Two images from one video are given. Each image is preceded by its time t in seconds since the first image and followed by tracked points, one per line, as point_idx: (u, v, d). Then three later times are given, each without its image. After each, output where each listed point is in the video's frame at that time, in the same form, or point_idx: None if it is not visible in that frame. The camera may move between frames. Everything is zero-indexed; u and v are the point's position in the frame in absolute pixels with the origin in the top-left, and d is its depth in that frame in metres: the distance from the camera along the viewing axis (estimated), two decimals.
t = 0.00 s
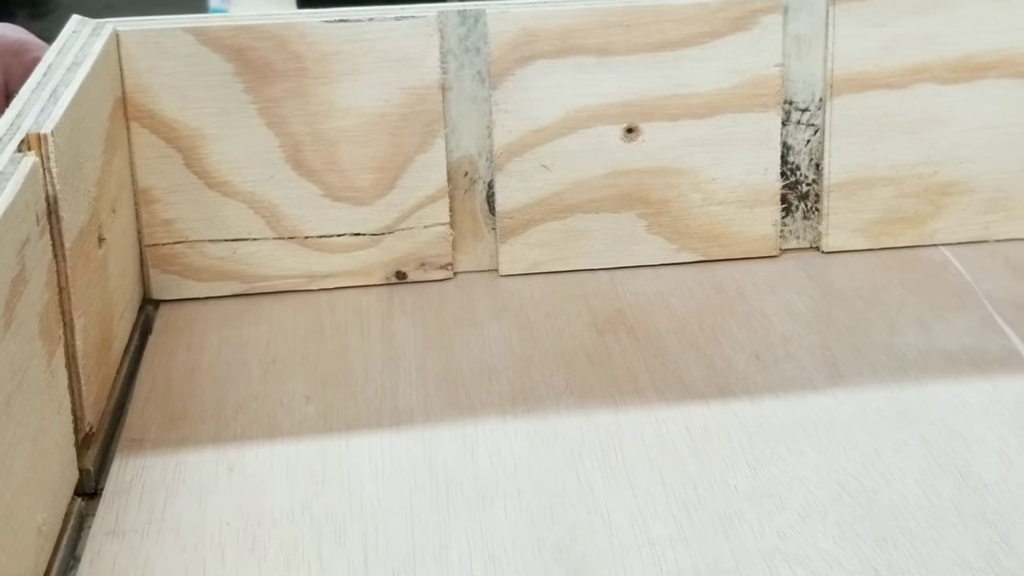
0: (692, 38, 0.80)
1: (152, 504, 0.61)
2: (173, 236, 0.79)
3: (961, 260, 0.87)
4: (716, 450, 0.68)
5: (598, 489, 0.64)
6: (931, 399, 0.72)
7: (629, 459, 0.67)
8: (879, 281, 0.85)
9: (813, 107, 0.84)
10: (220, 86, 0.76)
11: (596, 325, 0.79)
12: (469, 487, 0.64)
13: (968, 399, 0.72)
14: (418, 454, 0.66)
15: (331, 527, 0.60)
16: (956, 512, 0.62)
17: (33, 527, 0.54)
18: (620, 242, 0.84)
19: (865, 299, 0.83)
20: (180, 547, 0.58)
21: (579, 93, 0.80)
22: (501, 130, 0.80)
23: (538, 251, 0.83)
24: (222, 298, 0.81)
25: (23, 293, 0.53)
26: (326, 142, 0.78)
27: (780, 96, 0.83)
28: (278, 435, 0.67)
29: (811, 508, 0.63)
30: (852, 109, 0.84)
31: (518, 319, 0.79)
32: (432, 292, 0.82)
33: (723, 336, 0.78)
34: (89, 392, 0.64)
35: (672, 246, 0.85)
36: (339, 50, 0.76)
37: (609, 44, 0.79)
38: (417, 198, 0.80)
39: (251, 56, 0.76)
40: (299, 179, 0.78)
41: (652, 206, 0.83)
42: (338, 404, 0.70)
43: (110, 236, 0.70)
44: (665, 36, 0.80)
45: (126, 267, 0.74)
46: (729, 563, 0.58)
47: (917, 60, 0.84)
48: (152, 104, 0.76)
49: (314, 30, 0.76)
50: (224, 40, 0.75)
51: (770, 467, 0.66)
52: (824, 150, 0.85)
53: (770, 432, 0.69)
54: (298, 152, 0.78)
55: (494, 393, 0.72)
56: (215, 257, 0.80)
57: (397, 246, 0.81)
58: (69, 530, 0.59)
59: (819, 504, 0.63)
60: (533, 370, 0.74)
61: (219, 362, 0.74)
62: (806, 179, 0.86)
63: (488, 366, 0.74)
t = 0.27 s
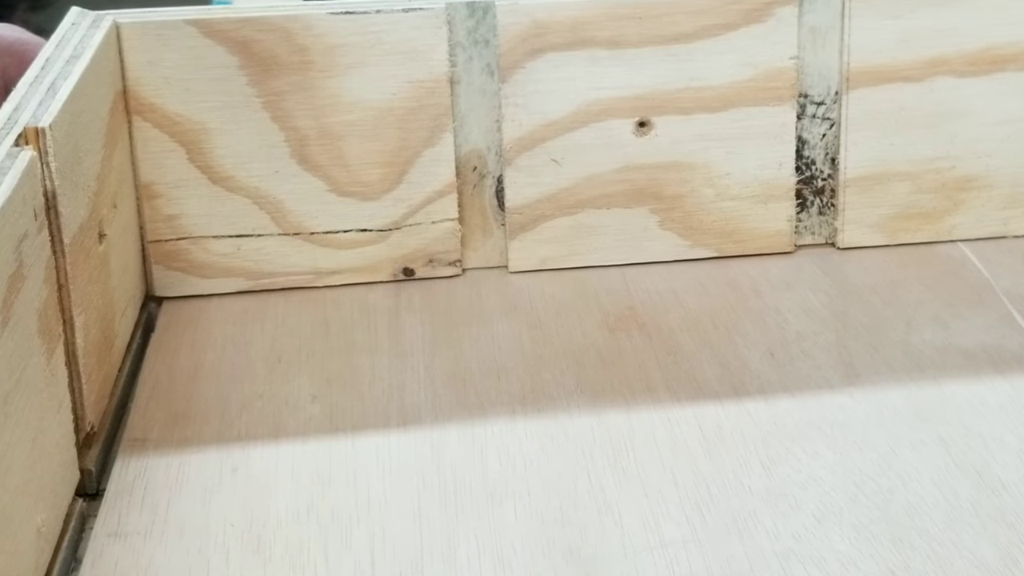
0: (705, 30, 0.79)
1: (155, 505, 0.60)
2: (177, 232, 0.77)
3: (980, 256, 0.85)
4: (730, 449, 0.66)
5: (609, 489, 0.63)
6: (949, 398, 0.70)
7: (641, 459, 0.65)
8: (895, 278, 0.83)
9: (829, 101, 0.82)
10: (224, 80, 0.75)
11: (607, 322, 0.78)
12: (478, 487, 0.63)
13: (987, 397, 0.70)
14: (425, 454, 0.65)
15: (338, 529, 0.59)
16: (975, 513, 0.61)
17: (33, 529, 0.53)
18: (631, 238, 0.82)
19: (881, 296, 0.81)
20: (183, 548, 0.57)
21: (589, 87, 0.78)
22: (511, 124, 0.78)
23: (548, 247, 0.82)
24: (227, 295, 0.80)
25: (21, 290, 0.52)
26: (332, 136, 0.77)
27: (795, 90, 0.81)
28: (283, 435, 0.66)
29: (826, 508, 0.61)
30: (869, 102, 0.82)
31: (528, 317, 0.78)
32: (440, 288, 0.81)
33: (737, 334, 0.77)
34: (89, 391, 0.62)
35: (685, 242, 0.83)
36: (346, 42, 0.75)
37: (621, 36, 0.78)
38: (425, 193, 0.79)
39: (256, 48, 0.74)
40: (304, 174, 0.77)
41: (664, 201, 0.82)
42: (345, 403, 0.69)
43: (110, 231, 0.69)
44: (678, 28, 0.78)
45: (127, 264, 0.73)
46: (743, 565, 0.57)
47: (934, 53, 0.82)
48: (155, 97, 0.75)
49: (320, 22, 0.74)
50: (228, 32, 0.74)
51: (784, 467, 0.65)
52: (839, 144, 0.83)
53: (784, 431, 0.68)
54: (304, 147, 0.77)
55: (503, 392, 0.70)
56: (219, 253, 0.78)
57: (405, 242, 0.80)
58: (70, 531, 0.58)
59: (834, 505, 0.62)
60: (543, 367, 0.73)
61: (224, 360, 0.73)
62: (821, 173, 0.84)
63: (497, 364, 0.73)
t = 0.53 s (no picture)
0: (718, 22, 0.77)
1: (158, 506, 0.59)
2: (180, 228, 0.76)
3: (999, 252, 0.83)
4: (744, 449, 0.65)
5: (621, 490, 0.62)
6: (968, 397, 0.69)
7: (653, 459, 0.64)
8: (913, 274, 0.81)
9: (845, 94, 0.81)
10: (228, 73, 0.73)
11: (619, 319, 0.76)
12: (487, 487, 0.62)
13: (1007, 396, 0.69)
14: (433, 454, 0.64)
15: (344, 530, 0.58)
16: (994, 514, 0.59)
17: (32, 531, 0.52)
18: (643, 234, 0.81)
19: (899, 292, 0.79)
20: (187, 550, 0.56)
21: (601, 80, 0.77)
22: (521, 117, 0.77)
23: (558, 243, 0.80)
24: (231, 292, 0.78)
25: (19, 287, 0.51)
26: (338, 130, 0.75)
27: (811, 83, 0.79)
28: (288, 435, 0.65)
29: (842, 509, 0.60)
30: (885, 95, 0.81)
31: (538, 314, 0.76)
32: (448, 285, 0.79)
33: (751, 331, 0.75)
34: (91, 390, 0.61)
35: (698, 238, 0.82)
36: (352, 34, 0.74)
37: (632, 28, 0.76)
38: (433, 187, 0.77)
39: (261, 41, 0.73)
40: (310, 168, 0.76)
41: (676, 196, 0.80)
42: (352, 402, 0.68)
43: (111, 226, 0.68)
44: (690, 20, 0.77)
45: (129, 259, 0.72)
46: (757, 567, 0.56)
47: (952, 45, 0.80)
48: (157, 91, 0.73)
49: (326, 14, 0.73)
50: (233, 24, 0.73)
51: (799, 467, 0.63)
52: (856, 138, 0.81)
53: (800, 431, 0.66)
54: (310, 141, 0.75)
55: (513, 391, 0.69)
56: (223, 249, 0.77)
57: (412, 238, 0.79)
58: (70, 532, 0.57)
59: (850, 506, 0.60)
60: (554, 366, 0.71)
61: (228, 358, 0.72)
62: (837, 168, 0.82)
63: (507, 362, 0.72)
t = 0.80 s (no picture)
0: (732, 13, 0.76)
1: (161, 506, 0.58)
2: (183, 223, 0.75)
3: (1019, 248, 0.82)
4: (759, 449, 0.64)
5: (633, 491, 0.60)
6: (987, 395, 0.67)
7: (666, 460, 0.63)
8: (931, 270, 0.80)
9: (862, 87, 0.79)
10: (233, 65, 0.72)
11: (631, 317, 0.75)
12: (496, 488, 0.60)
13: None
14: (442, 454, 0.63)
15: (351, 532, 0.57)
16: (1014, 516, 0.58)
17: (30, 529, 0.51)
18: (656, 230, 0.79)
19: (917, 289, 0.78)
20: (190, 551, 0.55)
21: (612, 73, 0.76)
22: (531, 111, 0.76)
23: (569, 239, 0.79)
24: (235, 289, 0.77)
25: (19, 277, 0.50)
26: (345, 124, 0.74)
27: (827, 76, 0.78)
28: (294, 435, 0.63)
29: (859, 511, 0.59)
30: (903, 88, 0.79)
31: (548, 311, 0.75)
32: (457, 281, 0.78)
33: (766, 329, 0.74)
34: (89, 379, 0.60)
35: (711, 233, 0.80)
36: (359, 26, 0.72)
37: (645, 20, 0.75)
38: (442, 182, 0.76)
39: (266, 32, 0.72)
40: (316, 163, 0.75)
41: (690, 191, 0.79)
42: (358, 401, 0.66)
43: (110, 213, 0.66)
44: (704, 11, 0.75)
45: (128, 248, 0.71)
46: (773, 570, 0.55)
47: (972, 37, 0.79)
48: (159, 83, 0.72)
49: (332, 5, 0.72)
50: (238, 16, 0.71)
51: (815, 467, 0.62)
52: (873, 132, 0.80)
53: (815, 431, 0.65)
54: (316, 135, 0.74)
55: (522, 390, 0.68)
56: (227, 245, 0.76)
57: (420, 233, 0.77)
58: (69, 525, 0.56)
59: (867, 507, 0.59)
60: (564, 364, 0.70)
61: (232, 356, 0.70)
62: (854, 162, 0.81)
63: (517, 361, 0.70)
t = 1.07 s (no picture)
0: (747, 4, 0.74)
1: (164, 506, 0.57)
2: (187, 219, 0.74)
3: None
4: (774, 449, 0.62)
5: (647, 491, 0.59)
6: (1008, 393, 0.66)
7: (680, 460, 0.61)
8: (950, 267, 0.78)
9: (879, 80, 0.78)
10: (238, 57, 0.71)
11: (644, 314, 0.73)
12: (507, 488, 0.59)
13: None
14: (451, 454, 0.61)
15: (358, 533, 0.56)
16: None
17: (25, 522, 0.50)
18: (669, 225, 0.78)
19: (935, 286, 0.76)
20: (194, 552, 0.54)
21: (625, 65, 0.74)
22: (542, 104, 0.74)
23: (580, 234, 0.77)
24: (241, 286, 0.76)
25: (11, 260, 0.49)
26: (352, 117, 0.73)
27: (844, 68, 0.76)
28: (300, 435, 0.62)
29: (876, 511, 0.57)
30: (922, 81, 0.77)
31: (559, 308, 0.74)
32: (466, 278, 0.77)
33: (782, 326, 0.72)
34: (80, 362, 0.60)
35: (726, 229, 0.79)
36: (366, 18, 0.71)
37: (658, 11, 0.73)
38: (451, 176, 0.75)
39: (272, 24, 0.71)
40: (323, 157, 0.73)
41: (704, 185, 0.77)
42: (366, 399, 0.65)
43: (99, 194, 0.66)
44: (718, 2, 0.74)
45: (117, 229, 0.70)
46: (789, 572, 0.54)
47: (992, 29, 0.77)
48: (162, 76, 0.71)
49: None
50: (243, 7, 0.70)
51: (832, 467, 0.61)
52: (891, 126, 0.78)
53: (832, 430, 0.64)
54: (323, 128, 0.73)
55: (533, 389, 0.66)
56: (232, 240, 0.75)
57: (429, 229, 0.76)
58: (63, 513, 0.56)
59: (885, 508, 0.58)
60: (576, 362, 0.69)
61: (237, 354, 0.69)
62: (871, 156, 0.79)
63: (527, 358, 0.69)
